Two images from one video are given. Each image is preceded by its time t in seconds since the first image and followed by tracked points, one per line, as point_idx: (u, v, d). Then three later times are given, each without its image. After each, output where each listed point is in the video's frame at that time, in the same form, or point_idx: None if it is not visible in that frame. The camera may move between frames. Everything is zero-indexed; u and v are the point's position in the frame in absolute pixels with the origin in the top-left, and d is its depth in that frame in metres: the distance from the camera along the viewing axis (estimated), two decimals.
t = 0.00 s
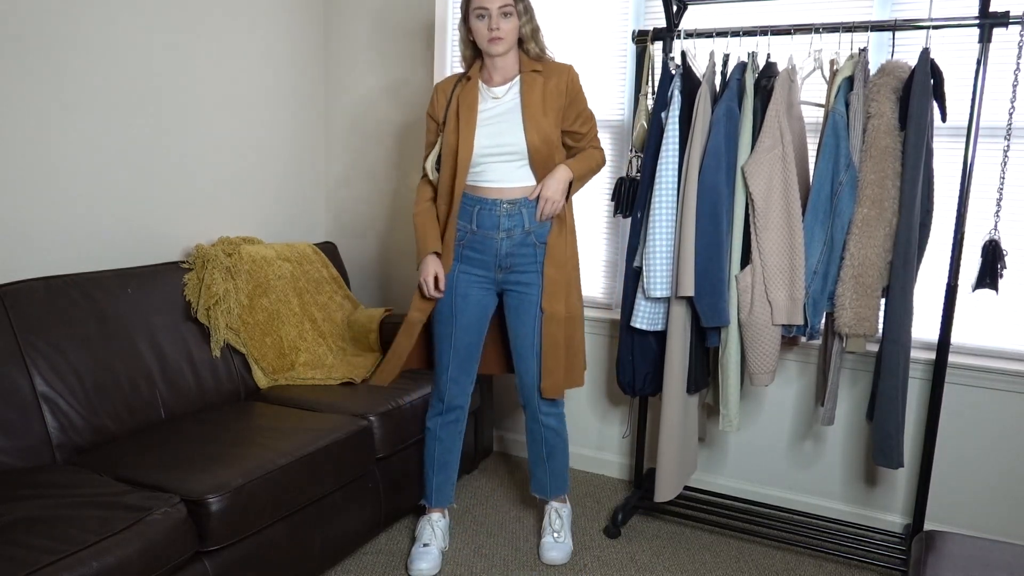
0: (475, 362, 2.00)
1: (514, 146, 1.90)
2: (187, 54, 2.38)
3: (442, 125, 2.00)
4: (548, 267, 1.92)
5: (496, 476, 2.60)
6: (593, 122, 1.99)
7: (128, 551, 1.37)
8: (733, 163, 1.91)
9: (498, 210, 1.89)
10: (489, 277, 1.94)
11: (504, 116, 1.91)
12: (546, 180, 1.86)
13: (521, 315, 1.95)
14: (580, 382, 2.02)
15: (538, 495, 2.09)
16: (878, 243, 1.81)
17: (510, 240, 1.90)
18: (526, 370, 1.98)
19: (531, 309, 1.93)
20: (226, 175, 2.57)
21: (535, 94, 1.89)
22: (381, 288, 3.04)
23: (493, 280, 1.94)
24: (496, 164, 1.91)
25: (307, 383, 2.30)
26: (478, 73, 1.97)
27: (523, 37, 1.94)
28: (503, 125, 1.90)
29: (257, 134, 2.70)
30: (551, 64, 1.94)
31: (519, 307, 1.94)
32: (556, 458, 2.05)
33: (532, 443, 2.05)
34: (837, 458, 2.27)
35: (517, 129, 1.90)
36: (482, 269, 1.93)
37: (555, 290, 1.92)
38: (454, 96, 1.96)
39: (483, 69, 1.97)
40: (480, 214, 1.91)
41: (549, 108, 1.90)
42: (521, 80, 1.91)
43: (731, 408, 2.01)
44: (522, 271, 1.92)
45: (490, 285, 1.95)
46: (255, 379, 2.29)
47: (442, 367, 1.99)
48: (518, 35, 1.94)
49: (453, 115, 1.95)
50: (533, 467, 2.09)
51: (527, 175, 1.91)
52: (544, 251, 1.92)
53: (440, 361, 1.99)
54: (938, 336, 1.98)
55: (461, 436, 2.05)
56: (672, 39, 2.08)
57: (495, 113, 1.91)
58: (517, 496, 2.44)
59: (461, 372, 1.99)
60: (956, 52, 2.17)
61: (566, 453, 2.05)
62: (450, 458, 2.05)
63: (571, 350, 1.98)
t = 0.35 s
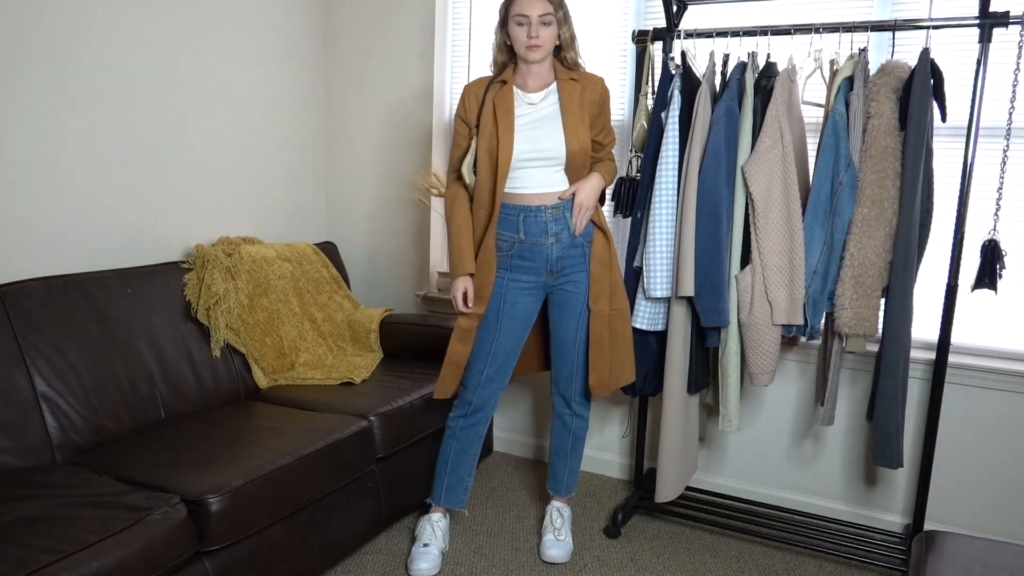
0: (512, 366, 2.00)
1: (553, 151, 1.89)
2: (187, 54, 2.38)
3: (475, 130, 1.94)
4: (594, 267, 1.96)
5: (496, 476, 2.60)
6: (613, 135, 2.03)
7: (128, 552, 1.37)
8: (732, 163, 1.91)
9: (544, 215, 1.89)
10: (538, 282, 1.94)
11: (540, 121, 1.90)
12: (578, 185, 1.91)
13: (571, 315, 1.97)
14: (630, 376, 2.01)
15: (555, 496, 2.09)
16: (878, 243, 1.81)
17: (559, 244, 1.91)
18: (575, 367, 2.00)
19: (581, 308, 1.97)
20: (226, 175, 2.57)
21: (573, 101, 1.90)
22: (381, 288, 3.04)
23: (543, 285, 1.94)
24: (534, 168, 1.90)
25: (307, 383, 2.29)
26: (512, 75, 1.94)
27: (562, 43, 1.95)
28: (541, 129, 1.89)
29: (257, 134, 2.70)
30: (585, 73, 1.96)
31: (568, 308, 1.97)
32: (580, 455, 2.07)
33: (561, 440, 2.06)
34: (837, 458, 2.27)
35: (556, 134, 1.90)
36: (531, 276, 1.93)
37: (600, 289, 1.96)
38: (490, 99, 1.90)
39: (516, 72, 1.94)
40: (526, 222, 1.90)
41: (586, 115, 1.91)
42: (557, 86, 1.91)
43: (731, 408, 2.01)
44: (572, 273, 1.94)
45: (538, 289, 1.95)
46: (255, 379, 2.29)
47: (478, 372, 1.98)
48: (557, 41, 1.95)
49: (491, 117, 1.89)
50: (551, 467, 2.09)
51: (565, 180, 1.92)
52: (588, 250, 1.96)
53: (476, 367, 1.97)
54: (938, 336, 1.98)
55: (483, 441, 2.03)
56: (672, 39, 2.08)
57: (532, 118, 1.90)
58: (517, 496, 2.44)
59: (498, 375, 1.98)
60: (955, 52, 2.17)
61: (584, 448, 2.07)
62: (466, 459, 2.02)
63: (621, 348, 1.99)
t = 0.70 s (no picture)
0: (525, 363, 1.97)
1: (571, 154, 1.90)
2: (186, 54, 2.38)
3: (497, 128, 1.93)
4: (612, 267, 1.95)
5: (497, 477, 2.60)
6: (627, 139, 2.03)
7: (127, 551, 1.37)
8: (732, 162, 1.91)
9: (560, 213, 1.89)
10: (551, 278, 1.93)
11: (559, 125, 1.91)
12: (595, 187, 1.90)
13: (584, 313, 1.95)
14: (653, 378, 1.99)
15: (560, 497, 2.07)
16: (878, 243, 1.81)
17: (574, 241, 1.90)
18: (589, 366, 1.97)
19: (594, 307, 1.94)
20: (226, 175, 2.58)
21: (593, 107, 1.91)
22: (381, 288, 3.04)
23: (555, 282, 1.93)
24: (553, 171, 1.90)
25: (307, 383, 2.29)
26: (534, 78, 1.93)
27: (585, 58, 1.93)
28: (560, 133, 1.90)
29: (257, 134, 2.70)
30: (607, 80, 1.96)
31: (580, 306, 1.95)
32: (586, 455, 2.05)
33: (567, 439, 2.04)
34: (837, 458, 2.27)
35: (576, 139, 1.91)
36: (544, 271, 1.92)
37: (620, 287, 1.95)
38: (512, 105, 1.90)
39: (539, 74, 1.93)
40: (543, 218, 1.89)
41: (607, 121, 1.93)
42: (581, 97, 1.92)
43: (731, 408, 2.01)
44: (587, 271, 1.93)
45: (551, 285, 1.94)
46: (255, 379, 2.29)
47: (494, 366, 1.94)
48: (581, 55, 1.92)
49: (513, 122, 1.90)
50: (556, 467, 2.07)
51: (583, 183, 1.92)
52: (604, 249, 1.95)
53: (488, 363, 1.94)
54: (938, 336, 1.97)
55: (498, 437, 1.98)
56: (672, 39, 2.08)
57: (553, 121, 1.91)
58: (517, 496, 2.44)
59: (512, 371, 1.95)
60: (955, 52, 2.17)
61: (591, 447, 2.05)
62: (484, 459, 1.99)
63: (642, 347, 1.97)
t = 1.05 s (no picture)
0: (520, 355, 2.05)
1: (555, 152, 1.92)
2: (186, 54, 2.38)
3: (481, 122, 1.95)
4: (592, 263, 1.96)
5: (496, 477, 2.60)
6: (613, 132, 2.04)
7: (127, 551, 1.37)
8: (732, 162, 1.91)
9: (538, 206, 1.92)
10: (527, 272, 1.96)
11: (544, 123, 1.92)
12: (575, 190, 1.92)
13: (561, 307, 1.97)
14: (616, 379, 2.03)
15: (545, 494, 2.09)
16: (879, 243, 1.81)
17: (550, 234, 1.93)
18: (570, 363, 2.00)
19: (570, 301, 1.96)
20: (226, 175, 2.58)
21: (578, 105, 1.92)
22: (381, 288, 3.04)
23: (531, 275, 1.97)
24: (536, 169, 1.93)
25: (307, 383, 2.29)
26: (523, 75, 1.95)
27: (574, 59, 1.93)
28: (544, 131, 1.92)
29: (257, 134, 2.70)
30: (596, 78, 1.96)
31: (556, 300, 1.96)
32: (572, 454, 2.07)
33: (552, 438, 2.05)
34: (837, 458, 2.27)
35: (561, 137, 1.92)
36: (520, 265, 1.96)
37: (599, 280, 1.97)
38: (498, 101, 1.93)
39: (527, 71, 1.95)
40: (519, 211, 1.93)
41: (592, 118, 1.94)
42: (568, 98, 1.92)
43: (730, 408, 2.01)
44: (561, 265, 1.94)
45: (527, 279, 1.98)
46: (255, 379, 2.29)
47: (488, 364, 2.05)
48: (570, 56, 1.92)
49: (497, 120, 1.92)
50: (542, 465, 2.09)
51: (566, 180, 1.94)
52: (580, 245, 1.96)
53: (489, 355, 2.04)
54: (938, 336, 1.97)
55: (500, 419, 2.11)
56: (671, 39, 2.08)
57: (538, 118, 1.93)
58: (517, 496, 2.44)
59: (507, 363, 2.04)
60: (955, 52, 2.16)
61: (576, 444, 2.07)
62: (503, 439, 2.14)
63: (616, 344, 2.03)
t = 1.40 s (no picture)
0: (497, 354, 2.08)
1: (531, 164, 1.93)
2: (186, 54, 2.38)
3: (457, 133, 1.98)
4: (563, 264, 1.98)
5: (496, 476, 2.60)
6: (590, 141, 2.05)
7: (127, 551, 1.37)
8: (732, 162, 1.91)
9: (511, 211, 1.93)
10: (497, 273, 1.98)
11: (520, 136, 1.93)
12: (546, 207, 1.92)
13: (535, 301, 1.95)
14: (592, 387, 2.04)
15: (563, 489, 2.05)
16: (879, 243, 1.81)
17: (519, 238, 1.94)
18: (554, 351, 1.94)
19: (542, 293, 1.95)
20: (225, 175, 2.58)
21: (551, 118, 1.93)
22: (381, 287, 3.04)
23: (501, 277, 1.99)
24: (513, 181, 1.94)
25: (307, 383, 2.29)
26: (494, 88, 1.96)
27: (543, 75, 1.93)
28: (519, 144, 1.92)
29: (257, 134, 2.70)
30: (567, 89, 1.97)
31: (530, 294, 1.96)
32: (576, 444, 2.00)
33: (550, 429, 1.99)
34: (837, 458, 2.27)
35: (535, 148, 1.93)
36: (491, 266, 1.98)
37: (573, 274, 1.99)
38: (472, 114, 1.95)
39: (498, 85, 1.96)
40: (492, 214, 1.95)
41: (564, 129, 1.95)
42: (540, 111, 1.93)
43: (731, 408, 2.01)
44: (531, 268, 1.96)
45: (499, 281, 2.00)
46: (255, 379, 2.29)
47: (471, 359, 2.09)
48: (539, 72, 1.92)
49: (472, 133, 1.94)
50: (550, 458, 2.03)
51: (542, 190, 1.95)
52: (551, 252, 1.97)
53: (467, 350, 2.08)
54: (939, 337, 1.97)
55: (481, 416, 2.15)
56: (671, 39, 2.08)
57: (513, 131, 1.93)
58: (517, 496, 2.44)
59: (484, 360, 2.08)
60: (955, 52, 2.17)
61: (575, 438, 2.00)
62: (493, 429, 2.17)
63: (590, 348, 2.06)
